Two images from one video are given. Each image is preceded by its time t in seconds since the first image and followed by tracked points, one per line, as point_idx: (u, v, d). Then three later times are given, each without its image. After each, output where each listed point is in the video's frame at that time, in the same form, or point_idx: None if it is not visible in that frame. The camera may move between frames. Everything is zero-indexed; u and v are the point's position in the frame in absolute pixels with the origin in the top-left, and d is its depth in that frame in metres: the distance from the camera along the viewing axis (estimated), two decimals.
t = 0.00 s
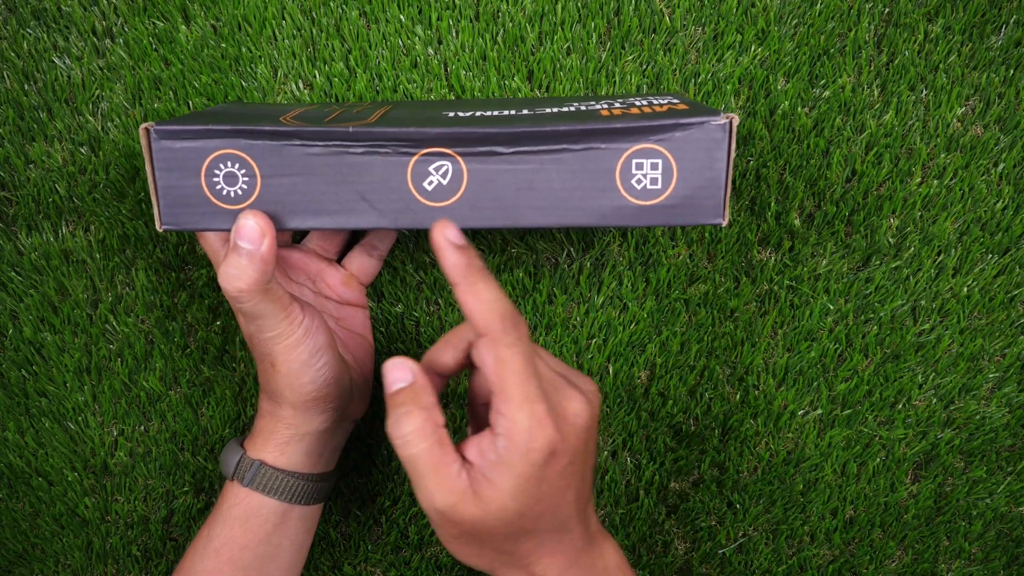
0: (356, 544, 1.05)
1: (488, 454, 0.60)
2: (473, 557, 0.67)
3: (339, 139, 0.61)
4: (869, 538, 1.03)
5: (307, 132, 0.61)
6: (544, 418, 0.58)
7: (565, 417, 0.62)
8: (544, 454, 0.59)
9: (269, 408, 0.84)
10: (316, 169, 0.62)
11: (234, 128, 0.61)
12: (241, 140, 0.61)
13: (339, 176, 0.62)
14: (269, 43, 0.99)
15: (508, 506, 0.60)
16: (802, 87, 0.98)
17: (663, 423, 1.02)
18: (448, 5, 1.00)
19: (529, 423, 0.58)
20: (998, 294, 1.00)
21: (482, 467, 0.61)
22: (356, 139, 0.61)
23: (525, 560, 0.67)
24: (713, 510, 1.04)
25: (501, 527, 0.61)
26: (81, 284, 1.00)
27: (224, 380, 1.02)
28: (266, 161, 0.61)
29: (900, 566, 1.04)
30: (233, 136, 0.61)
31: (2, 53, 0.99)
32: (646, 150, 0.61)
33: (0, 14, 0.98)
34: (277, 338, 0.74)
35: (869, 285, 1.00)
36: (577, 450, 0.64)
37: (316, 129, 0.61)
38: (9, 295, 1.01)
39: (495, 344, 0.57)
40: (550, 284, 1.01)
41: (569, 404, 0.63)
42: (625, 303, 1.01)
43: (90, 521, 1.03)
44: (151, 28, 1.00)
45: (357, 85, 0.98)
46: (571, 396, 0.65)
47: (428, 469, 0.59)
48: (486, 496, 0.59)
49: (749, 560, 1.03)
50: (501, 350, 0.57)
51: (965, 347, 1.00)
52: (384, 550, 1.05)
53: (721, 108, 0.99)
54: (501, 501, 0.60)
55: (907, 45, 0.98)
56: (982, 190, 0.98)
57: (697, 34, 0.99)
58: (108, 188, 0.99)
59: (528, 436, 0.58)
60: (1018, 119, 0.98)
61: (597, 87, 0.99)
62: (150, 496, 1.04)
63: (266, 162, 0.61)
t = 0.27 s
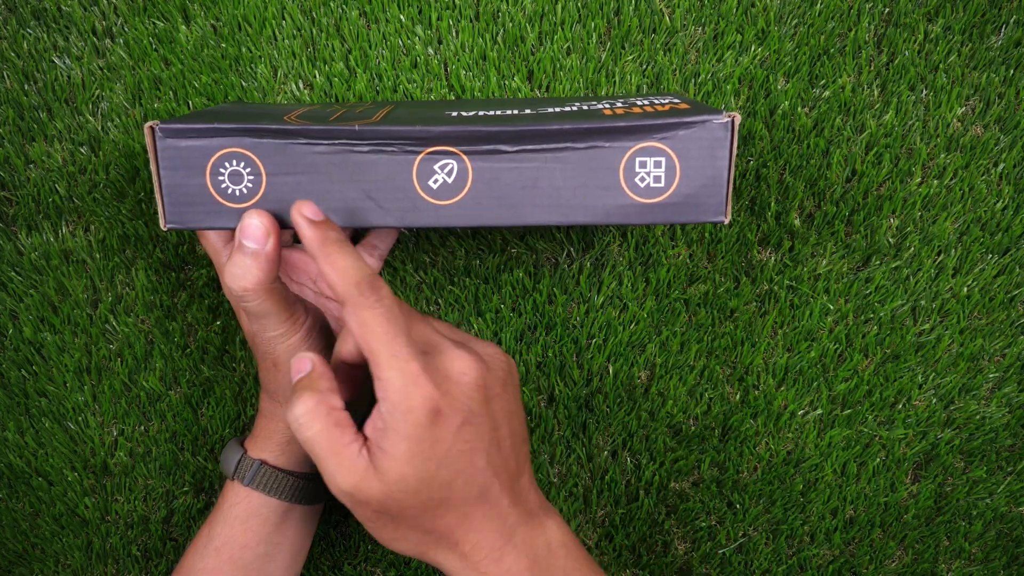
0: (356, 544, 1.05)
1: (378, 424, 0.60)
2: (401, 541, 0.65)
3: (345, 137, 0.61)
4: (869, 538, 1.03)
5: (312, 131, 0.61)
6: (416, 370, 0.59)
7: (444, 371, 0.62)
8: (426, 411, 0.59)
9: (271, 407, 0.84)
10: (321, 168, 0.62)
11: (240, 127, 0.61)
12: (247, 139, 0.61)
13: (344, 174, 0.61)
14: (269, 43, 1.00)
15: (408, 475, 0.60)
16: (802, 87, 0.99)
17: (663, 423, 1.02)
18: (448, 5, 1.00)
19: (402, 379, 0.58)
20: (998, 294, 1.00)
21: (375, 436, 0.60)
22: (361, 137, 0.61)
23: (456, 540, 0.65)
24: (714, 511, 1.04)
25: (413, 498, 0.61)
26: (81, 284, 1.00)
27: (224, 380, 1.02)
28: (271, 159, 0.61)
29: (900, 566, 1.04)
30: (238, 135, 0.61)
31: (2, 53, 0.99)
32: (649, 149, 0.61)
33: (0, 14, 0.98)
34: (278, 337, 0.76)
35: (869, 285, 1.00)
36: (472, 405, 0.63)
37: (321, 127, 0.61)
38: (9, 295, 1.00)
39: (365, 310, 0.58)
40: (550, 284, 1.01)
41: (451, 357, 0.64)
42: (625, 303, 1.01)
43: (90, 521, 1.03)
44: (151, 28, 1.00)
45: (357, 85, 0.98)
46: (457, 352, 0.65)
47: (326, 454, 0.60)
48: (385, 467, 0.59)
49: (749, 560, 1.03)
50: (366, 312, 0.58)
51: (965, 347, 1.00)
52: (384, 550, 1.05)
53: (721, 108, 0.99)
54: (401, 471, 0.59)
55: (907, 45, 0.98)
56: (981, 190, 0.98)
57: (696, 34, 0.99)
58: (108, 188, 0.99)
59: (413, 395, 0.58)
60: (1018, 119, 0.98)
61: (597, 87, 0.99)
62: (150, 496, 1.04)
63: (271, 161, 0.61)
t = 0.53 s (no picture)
0: (356, 544, 1.05)
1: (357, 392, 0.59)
2: (386, 514, 0.64)
3: (343, 137, 0.61)
4: (869, 538, 1.04)
5: (310, 131, 0.61)
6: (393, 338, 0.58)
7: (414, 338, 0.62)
8: (407, 377, 0.59)
9: (270, 407, 0.85)
10: (318, 167, 0.62)
11: (239, 128, 0.61)
12: (246, 139, 0.61)
13: (342, 174, 0.62)
14: (269, 43, 0.99)
15: (388, 442, 0.59)
16: (802, 87, 0.98)
17: (663, 423, 1.02)
18: (448, 5, 1.00)
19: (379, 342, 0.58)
20: (997, 294, 1.00)
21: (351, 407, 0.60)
22: (359, 137, 0.61)
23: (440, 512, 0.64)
24: (713, 511, 1.04)
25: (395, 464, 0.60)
26: (81, 284, 1.00)
27: (224, 380, 1.02)
28: (269, 159, 0.61)
29: (900, 566, 1.04)
30: (237, 136, 0.61)
31: (2, 53, 0.99)
32: (647, 148, 0.61)
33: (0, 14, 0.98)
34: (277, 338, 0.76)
35: (869, 285, 1.00)
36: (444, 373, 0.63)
37: (319, 127, 0.61)
38: (9, 295, 1.01)
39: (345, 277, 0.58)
40: (550, 284, 1.01)
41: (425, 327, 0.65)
42: (625, 303, 1.01)
43: (90, 521, 1.03)
44: (151, 28, 1.00)
45: (357, 85, 0.98)
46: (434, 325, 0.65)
47: (309, 426, 0.60)
48: (365, 434, 0.59)
49: (749, 560, 1.03)
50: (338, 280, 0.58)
51: (965, 347, 1.00)
52: (384, 550, 1.05)
53: (721, 108, 0.99)
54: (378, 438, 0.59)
55: (907, 45, 0.98)
56: (981, 190, 0.98)
57: (696, 34, 0.99)
58: (108, 188, 0.99)
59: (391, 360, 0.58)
60: (1018, 119, 0.98)
61: (597, 87, 0.99)
62: (150, 496, 1.04)
63: (269, 161, 0.61)
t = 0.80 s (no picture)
0: (355, 544, 1.05)
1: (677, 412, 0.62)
2: (517, 515, 0.64)
3: (341, 139, 0.61)
4: (870, 538, 1.04)
5: (308, 132, 0.61)
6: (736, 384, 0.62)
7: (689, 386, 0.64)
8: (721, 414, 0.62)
9: (269, 408, 0.84)
10: (317, 169, 0.62)
11: (236, 129, 0.61)
12: (243, 141, 0.61)
13: (340, 176, 0.61)
14: (269, 43, 0.99)
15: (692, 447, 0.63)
16: (802, 87, 0.98)
17: (663, 422, 1.02)
18: (448, 5, 0.99)
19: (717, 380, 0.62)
20: (997, 294, 1.00)
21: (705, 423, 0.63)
22: (357, 139, 0.61)
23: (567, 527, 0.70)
24: (713, 511, 1.04)
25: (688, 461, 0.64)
26: (81, 284, 1.00)
27: (224, 380, 1.02)
28: (268, 161, 0.61)
29: (900, 566, 1.04)
30: (235, 137, 0.61)
31: (2, 53, 0.99)
32: (646, 150, 0.61)
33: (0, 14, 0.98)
34: (277, 339, 0.73)
35: (869, 285, 1.00)
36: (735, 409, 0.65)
37: (317, 129, 0.61)
38: (9, 295, 1.01)
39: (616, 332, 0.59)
40: (550, 284, 1.01)
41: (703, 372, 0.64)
42: (625, 303, 1.01)
43: (90, 521, 1.04)
44: (151, 28, 1.00)
45: (357, 85, 0.99)
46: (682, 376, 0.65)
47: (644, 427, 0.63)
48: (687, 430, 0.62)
49: (749, 560, 1.03)
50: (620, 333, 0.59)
51: (965, 347, 1.00)
52: (384, 550, 1.05)
53: (721, 108, 0.99)
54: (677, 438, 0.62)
55: (907, 45, 0.98)
56: (981, 190, 0.98)
57: (697, 34, 0.99)
58: (108, 188, 0.99)
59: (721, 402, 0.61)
60: (1018, 119, 0.98)
61: (597, 87, 0.99)
62: (150, 496, 1.04)
63: (267, 163, 0.61)
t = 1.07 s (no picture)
0: (356, 544, 1.05)
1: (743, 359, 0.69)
2: (553, 489, 0.80)
3: (346, 141, 0.61)
4: (869, 538, 1.04)
5: (313, 134, 0.61)
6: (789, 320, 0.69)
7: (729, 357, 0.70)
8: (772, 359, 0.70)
9: (273, 408, 0.84)
10: (322, 171, 0.62)
11: (241, 132, 0.61)
12: (248, 144, 0.61)
13: (345, 177, 0.62)
14: (269, 43, 0.99)
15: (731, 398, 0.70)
16: (802, 87, 0.99)
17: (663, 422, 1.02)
18: (448, 5, 0.99)
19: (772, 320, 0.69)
20: (998, 294, 1.00)
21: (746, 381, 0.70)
22: (361, 141, 0.61)
23: (599, 498, 0.79)
24: (713, 511, 1.04)
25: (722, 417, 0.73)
26: (81, 284, 1.00)
27: (224, 381, 1.02)
28: (273, 163, 0.61)
29: (899, 566, 1.04)
30: (239, 140, 0.61)
31: (2, 53, 0.99)
32: (649, 150, 0.61)
33: (0, 14, 0.98)
34: (281, 341, 0.73)
35: (869, 285, 1.00)
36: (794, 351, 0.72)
37: (322, 131, 0.61)
38: (9, 295, 1.01)
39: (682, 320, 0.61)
40: (550, 284, 1.01)
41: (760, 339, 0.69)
42: (625, 303, 1.01)
43: (90, 521, 1.04)
44: (151, 28, 1.00)
45: (357, 85, 0.99)
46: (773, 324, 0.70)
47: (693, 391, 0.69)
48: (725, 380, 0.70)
49: (749, 560, 1.04)
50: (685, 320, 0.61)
51: (965, 347, 1.01)
52: (384, 550, 1.05)
53: (720, 108, 0.99)
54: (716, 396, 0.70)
55: (907, 45, 0.98)
56: (981, 190, 0.98)
57: (696, 34, 0.99)
58: (109, 188, 0.99)
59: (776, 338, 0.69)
60: (1018, 119, 0.98)
61: (597, 87, 0.99)
62: (150, 496, 1.04)
63: (273, 165, 0.61)
